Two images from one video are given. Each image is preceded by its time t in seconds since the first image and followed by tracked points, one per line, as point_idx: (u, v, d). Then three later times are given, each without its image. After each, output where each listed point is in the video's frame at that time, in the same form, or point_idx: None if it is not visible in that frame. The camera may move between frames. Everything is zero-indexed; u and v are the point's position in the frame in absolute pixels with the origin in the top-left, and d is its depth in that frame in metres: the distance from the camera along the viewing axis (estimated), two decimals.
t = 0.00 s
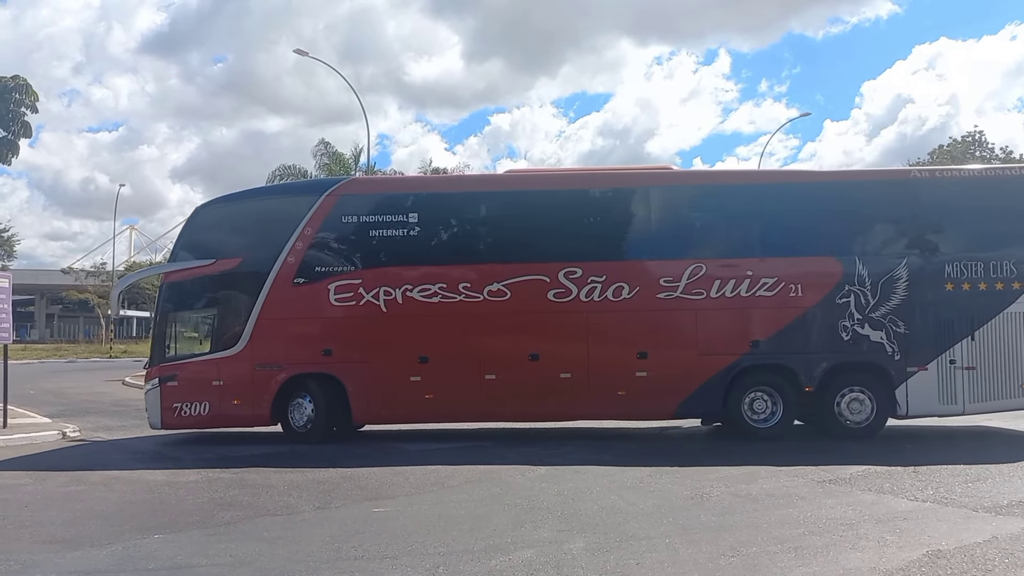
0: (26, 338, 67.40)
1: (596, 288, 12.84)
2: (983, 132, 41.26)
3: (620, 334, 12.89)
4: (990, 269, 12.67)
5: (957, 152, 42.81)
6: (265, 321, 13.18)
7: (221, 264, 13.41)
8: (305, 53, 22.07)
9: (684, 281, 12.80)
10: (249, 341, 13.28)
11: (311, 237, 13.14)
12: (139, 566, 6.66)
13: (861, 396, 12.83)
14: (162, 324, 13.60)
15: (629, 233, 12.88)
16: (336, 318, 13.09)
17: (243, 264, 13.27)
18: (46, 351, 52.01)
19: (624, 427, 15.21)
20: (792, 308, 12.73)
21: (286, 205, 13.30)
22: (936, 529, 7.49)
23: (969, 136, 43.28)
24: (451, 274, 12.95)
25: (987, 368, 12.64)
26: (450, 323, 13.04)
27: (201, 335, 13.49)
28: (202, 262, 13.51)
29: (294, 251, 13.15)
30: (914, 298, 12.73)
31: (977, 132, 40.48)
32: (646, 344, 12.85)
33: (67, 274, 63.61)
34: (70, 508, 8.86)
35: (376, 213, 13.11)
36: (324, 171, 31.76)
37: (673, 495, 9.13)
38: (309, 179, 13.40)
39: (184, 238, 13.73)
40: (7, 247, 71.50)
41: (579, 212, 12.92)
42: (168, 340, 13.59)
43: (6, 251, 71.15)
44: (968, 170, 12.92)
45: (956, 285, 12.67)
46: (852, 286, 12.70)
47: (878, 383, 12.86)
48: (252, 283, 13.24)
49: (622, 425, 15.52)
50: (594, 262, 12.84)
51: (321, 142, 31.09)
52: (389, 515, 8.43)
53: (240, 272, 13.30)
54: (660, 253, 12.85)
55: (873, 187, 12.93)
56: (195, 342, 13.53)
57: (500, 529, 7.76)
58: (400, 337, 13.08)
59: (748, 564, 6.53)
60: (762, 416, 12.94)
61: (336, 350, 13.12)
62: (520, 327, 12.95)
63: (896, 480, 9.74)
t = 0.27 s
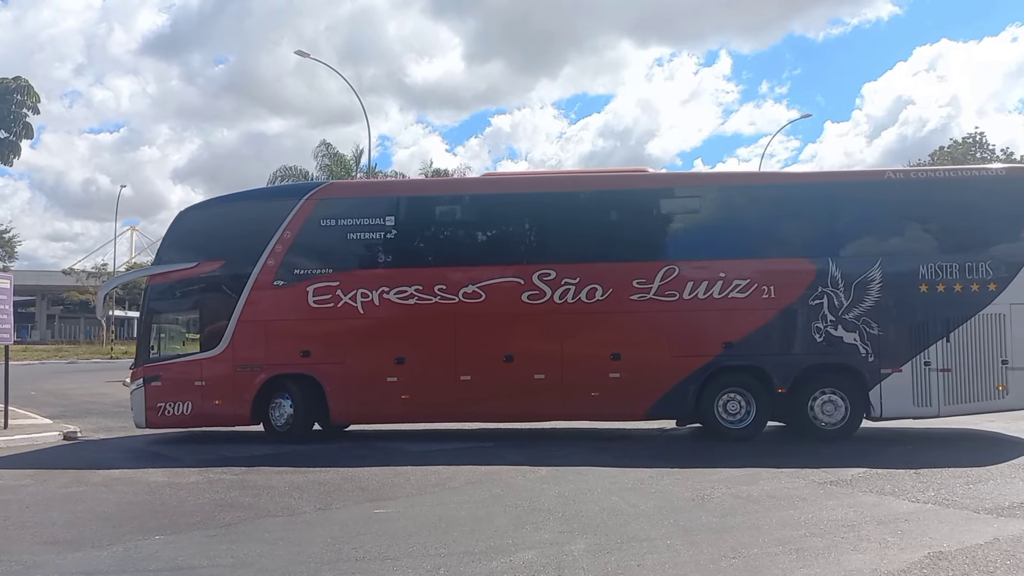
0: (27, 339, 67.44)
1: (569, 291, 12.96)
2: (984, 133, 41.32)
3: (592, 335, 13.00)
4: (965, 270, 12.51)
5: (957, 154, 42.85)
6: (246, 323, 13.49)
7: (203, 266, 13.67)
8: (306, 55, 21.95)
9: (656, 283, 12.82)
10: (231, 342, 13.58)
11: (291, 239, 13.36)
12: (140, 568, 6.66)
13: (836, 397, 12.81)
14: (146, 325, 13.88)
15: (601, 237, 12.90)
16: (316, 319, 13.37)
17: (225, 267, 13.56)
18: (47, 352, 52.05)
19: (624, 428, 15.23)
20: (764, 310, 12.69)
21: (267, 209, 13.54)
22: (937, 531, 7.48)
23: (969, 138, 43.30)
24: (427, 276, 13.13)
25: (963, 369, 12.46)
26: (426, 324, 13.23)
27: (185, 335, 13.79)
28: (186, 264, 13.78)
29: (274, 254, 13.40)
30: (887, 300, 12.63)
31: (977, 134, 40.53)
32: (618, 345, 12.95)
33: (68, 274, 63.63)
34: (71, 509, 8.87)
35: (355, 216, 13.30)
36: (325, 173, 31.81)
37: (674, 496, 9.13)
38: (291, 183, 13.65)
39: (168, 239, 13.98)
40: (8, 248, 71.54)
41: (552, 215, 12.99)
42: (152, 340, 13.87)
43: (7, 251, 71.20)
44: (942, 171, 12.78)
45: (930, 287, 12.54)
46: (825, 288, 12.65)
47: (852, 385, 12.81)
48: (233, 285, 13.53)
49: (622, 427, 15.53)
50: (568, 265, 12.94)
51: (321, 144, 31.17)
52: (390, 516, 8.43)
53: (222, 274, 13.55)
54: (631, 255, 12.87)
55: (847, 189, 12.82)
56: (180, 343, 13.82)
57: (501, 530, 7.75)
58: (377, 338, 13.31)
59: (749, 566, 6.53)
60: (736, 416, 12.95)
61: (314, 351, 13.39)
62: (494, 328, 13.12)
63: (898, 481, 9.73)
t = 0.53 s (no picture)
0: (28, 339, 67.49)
1: (546, 291, 12.98)
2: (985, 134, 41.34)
3: (569, 337, 13.01)
4: (942, 272, 12.35)
5: (958, 154, 42.87)
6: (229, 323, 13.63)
7: (187, 268, 13.87)
8: (306, 55, 22.05)
9: (632, 283, 12.82)
10: (215, 342, 13.74)
11: (274, 242, 13.51)
12: (142, 568, 6.66)
13: (811, 398, 12.72)
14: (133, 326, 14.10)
15: (577, 239, 12.93)
16: (297, 320, 13.49)
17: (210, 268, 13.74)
18: (48, 352, 52.08)
19: (624, 429, 15.23)
20: (740, 311, 12.67)
21: (252, 211, 13.71)
22: (939, 531, 7.48)
23: (970, 138, 43.30)
24: (406, 277, 13.21)
25: (939, 371, 12.28)
26: (405, 325, 13.32)
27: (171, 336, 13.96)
28: (171, 266, 13.99)
29: (257, 256, 13.55)
30: (863, 301, 12.52)
31: (978, 134, 40.54)
32: (595, 346, 12.96)
33: (69, 275, 63.66)
34: (71, 510, 8.87)
35: (337, 218, 13.42)
36: (325, 174, 31.81)
37: (675, 496, 9.13)
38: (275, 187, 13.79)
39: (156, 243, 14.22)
40: (9, 248, 71.59)
41: (532, 217, 13.03)
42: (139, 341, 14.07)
43: (8, 252, 71.27)
44: (919, 172, 12.65)
45: (906, 288, 12.41)
46: (800, 289, 12.60)
47: (828, 386, 12.71)
48: (218, 286, 13.70)
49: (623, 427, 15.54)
50: (545, 266, 12.98)
51: (323, 145, 31.19)
52: (391, 516, 8.43)
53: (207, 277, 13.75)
54: (606, 257, 12.88)
55: (822, 191, 12.75)
56: (166, 344, 13.99)
57: (502, 530, 7.75)
58: (357, 339, 13.41)
59: (751, 566, 6.52)
60: (710, 416, 12.93)
61: (295, 352, 13.52)
62: (473, 329, 13.17)
63: (899, 482, 9.73)
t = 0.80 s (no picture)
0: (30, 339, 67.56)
1: (524, 292, 13.03)
2: (987, 134, 41.35)
3: (546, 337, 13.05)
4: (919, 272, 12.30)
5: (960, 155, 42.88)
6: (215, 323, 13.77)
7: (176, 269, 14.05)
8: (306, 55, 22.23)
9: (609, 284, 12.87)
10: (202, 342, 13.89)
11: (259, 243, 13.65)
12: (144, 568, 6.67)
13: (786, 400, 12.72)
14: (123, 327, 14.29)
15: (555, 241, 12.99)
16: (281, 320, 13.61)
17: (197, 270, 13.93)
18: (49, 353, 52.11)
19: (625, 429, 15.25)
20: (717, 311, 12.67)
21: (238, 213, 13.86)
22: (940, 532, 7.47)
23: (972, 138, 43.29)
24: (388, 278, 13.32)
25: (916, 372, 12.22)
26: (386, 325, 13.40)
27: (159, 336, 14.12)
28: (160, 267, 14.20)
29: (243, 258, 13.70)
30: (838, 301, 12.50)
31: (980, 134, 40.55)
32: (572, 346, 12.99)
33: (71, 275, 63.72)
34: (72, 510, 8.88)
35: (320, 220, 13.53)
36: (327, 174, 31.82)
37: (676, 497, 9.13)
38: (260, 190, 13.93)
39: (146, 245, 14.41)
40: (10, 249, 71.68)
41: (512, 219, 13.10)
42: (129, 342, 14.25)
43: (10, 252, 71.35)
44: (896, 172, 12.60)
45: (882, 289, 12.38)
46: (776, 289, 12.61)
47: (804, 386, 12.69)
48: (204, 286, 13.87)
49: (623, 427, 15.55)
50: (523, 266, 13.02)
51: (325, 145, 31.22)
52: (392, 517, 8.43)
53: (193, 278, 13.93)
54: (582, 257, 12.93)
55: (800, 192, 12.73)
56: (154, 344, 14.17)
57: (503, 531, 7.76)
58: (339, 339, 13.50)
59: (753, 566, 6.53)
60: (687, 416, 12.93)
61: (279, 352, 13.64)
62: (453, 330, 13.24)
63: (900, 482, 9.72)
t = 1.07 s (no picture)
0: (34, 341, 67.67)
1: (506, 293, 13.10)
2: (991, 134, 41.28)
3: (527, 338, 13.10)
4: (897, 272, 12.30)
5: (964, 155, 42.82)
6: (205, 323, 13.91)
7: (169, 272, 14.24)
8: (310, 58, 23.43)
9: (589, 285, 12.90)
10: (193, 344, 14.07)
11: (247, 246, 13.78)
12: (149, 569, 6.68)
13: (765, 400, 12.74)
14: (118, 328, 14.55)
15: (537, 242, 13.07)
16: (269, 321, 13.73)
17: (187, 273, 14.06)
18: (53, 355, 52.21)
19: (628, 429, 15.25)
20: (696, 312, 12.68)
21: (228, 216, 14.01)
22: (945, 533, 7.46)
23: (976, 138, 43.22)
24: (372, 280, 13.39)
25: (895, 372, 12.24)
26: (371, 326, 13.47)
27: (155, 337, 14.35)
28: (153, 270, 14.38)
29: (233, 261, 13.84)
30: (817, 302, 12.50)
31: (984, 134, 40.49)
32: (553, 347, 13.04)
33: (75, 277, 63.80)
34: (77, 511, 8.90)
35: (306, 223, 13.64)
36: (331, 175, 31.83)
37: (680, 497, 9.12)
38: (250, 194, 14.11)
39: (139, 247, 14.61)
40: (15, 251, 71.81)
41: (495, 222, 13.20)
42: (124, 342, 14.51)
43: (15, 254, 71.52)
44: (876, 172, 12.57)
45: (860, 289, 12.39)
46: (754, 290, 12.61)
47: (783, 387, 12.69)
48: (194, 288, 14.03)
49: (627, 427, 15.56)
50: (505, 268, 13.10)
51: (328, 146, 31.28)
52: (397, 518, 8.44)
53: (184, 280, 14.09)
54: (563, 259, 12.99)
55: (778, 192, 12.71)
56: (148, 345, 14.37)
57: (507, 531, 7.76)
58: (326, 340, 13.58)
59: (757, 567, 6.52)
60: (666, 416, 12.98)
61: (267, 353, 13.75)
62: (438, 331, 13.31)
63: (904, 482, 9.71)
